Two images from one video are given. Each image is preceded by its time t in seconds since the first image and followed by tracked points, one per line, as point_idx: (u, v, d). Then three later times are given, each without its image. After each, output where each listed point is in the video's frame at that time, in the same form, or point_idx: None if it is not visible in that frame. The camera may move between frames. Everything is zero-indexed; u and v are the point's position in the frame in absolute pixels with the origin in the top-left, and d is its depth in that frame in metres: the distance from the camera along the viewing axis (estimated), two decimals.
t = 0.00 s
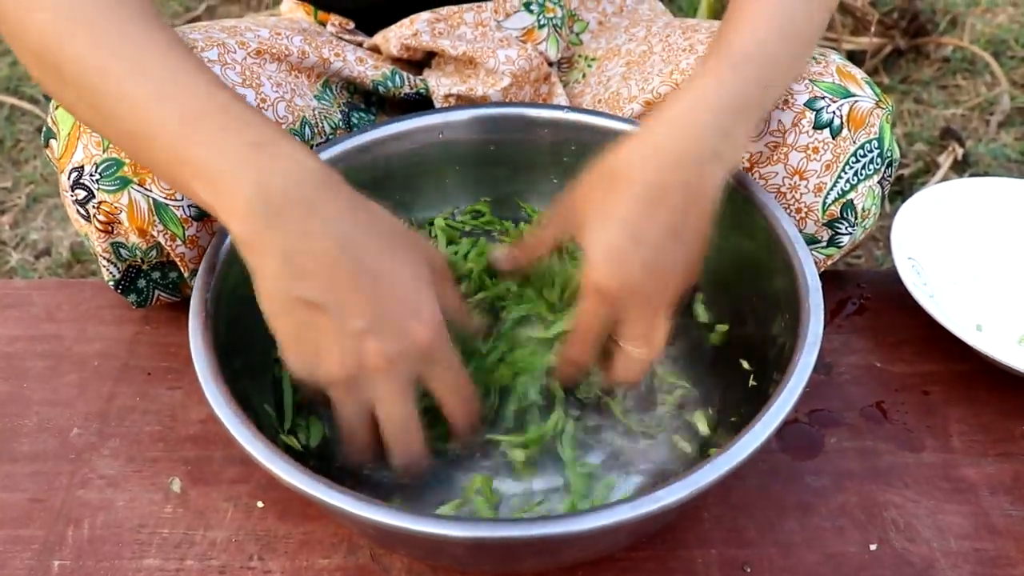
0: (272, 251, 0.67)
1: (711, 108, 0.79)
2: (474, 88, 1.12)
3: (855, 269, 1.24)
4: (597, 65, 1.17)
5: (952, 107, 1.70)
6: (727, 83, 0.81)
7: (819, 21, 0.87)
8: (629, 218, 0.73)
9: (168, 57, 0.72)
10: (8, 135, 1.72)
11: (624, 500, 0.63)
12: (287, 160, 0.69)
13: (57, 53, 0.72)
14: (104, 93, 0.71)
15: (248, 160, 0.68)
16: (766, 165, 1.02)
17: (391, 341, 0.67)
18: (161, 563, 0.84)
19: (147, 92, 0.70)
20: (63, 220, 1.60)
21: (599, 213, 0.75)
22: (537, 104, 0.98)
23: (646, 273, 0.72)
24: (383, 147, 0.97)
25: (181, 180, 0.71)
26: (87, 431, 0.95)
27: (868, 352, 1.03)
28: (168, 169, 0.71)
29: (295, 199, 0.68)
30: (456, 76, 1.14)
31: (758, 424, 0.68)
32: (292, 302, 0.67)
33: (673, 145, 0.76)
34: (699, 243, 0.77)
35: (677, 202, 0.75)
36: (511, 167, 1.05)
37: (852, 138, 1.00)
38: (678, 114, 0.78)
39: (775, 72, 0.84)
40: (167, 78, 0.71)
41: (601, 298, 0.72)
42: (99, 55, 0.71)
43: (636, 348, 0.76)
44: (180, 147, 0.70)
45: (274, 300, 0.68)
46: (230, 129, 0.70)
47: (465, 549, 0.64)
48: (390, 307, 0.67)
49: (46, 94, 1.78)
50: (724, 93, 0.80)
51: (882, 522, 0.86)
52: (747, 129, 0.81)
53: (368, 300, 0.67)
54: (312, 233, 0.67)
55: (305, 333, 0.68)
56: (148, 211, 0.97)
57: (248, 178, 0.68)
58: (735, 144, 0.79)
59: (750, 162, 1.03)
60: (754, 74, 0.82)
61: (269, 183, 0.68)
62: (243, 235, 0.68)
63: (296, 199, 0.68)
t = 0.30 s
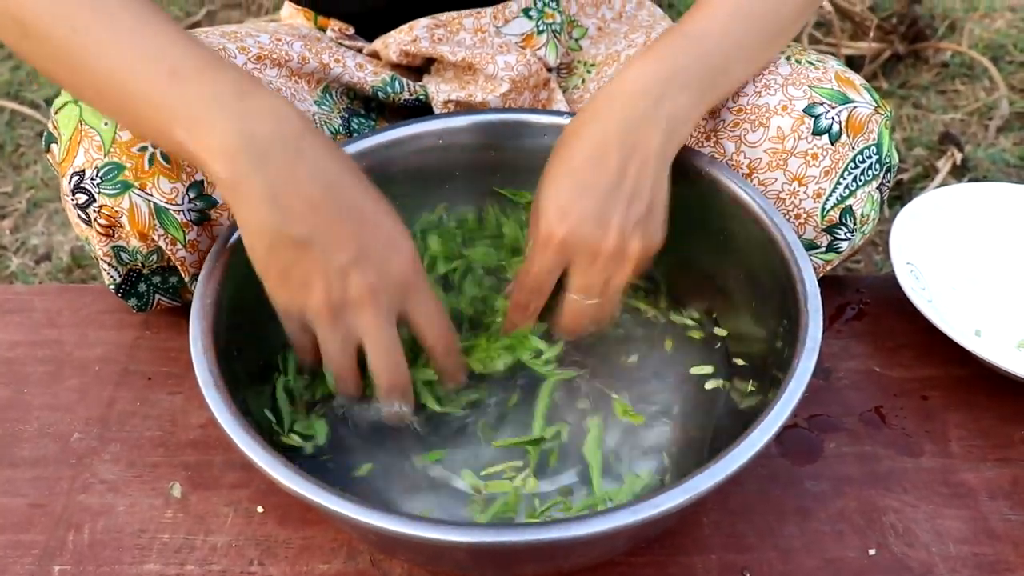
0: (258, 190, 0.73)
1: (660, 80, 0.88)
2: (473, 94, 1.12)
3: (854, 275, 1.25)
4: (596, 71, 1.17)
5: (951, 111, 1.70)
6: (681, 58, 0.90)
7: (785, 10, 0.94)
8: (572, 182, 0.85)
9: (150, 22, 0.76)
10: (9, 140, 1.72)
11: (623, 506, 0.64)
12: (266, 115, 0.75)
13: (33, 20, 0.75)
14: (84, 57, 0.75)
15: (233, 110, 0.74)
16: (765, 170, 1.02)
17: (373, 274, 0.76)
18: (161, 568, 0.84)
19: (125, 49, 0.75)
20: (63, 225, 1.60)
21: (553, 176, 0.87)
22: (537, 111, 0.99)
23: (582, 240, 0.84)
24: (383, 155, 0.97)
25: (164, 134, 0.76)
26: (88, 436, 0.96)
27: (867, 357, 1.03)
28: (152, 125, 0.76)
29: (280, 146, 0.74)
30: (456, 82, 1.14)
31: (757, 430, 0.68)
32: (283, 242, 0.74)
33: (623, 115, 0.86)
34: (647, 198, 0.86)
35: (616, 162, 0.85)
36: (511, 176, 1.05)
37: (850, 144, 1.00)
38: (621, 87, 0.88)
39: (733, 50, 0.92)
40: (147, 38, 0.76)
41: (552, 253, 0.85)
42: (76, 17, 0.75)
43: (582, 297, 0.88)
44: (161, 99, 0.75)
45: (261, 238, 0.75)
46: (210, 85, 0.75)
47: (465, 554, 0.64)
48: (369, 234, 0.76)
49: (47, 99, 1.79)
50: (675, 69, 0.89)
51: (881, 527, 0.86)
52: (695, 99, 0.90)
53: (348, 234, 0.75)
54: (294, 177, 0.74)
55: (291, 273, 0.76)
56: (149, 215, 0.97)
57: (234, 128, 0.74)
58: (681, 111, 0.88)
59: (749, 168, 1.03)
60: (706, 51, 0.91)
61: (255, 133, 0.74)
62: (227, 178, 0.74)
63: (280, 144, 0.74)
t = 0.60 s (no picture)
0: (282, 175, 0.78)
1: (634, 79, 0.93)
2: (474, 99, 1.13)
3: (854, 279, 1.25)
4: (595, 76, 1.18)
5: (950, 115, 1.70)
6: (654, 55, 0.94)
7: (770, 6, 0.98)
8: (557, 186, 0.89)
9: (169, 20, 0.81)
10: (9, 144, 1.72)
11: (623, 510, 0.64)
12: (287, 101, 0.80)
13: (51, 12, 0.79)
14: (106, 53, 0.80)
15: (255, 98, 0.79)
16: (765, 176, 1.02)
17: (399, 251, 0.82)
18: (161, 573, 0.84)
19: (149, 44, 0.79)
20: (63, 229, 1.60)
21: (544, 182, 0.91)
22: (538, 116, 0.99)
23: (576, 242, 0.87)
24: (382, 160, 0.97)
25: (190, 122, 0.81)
26: (88, 440, 0.96)
27: (867, 361, 1.03)
28: (177, 116, 0.81)
29: (302, 134, 0.79)
30: (456, 87, 1.15)
31: (756, 435, 0.68)
32: (308, 226, 0.79)
33: (597, 117, 0.90)
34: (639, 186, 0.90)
35: (592, 160, 0.89)
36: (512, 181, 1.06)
37: (850, 148, 1.01)
38: (596, 90, 0.92)
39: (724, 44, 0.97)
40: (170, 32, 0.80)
41: (549, 257, 0.88)
42: (99, 7, 0.79)
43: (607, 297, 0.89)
44: (187, 88, 0.80)
45: (288, 223, 0.79)
46: (232, 73, 0.80)
47: (466, 558, 0.64)
48: (388, 216, 0.82)
49: (47, 103, 1.79)
50: (647, 66, 0.94)
51: (881, 530, 0.86)
52: (669, 90, 0.94)
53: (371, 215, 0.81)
54: (318, 160, 0.79)
55: (320, 252, 0.81)
56: (149, 219, 0.97)
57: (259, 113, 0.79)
58: (658, 103, 0.93)
59: (749, 172, 1.03)
60: (688, 45, 0.95)
61: (279, 120, 0.79)
62: (251, 164, 0.78)
63: (300, 131, 0.79)
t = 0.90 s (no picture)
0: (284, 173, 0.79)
1: (636, 53, 0.94)
2: (473, 100, 1.12)
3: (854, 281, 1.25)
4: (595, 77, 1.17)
5: (950, 116, 1.70)
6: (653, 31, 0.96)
7: None
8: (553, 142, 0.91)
9: (164, 22, 0.82)
10: (9, 145, 1.72)
11: (622, 511, 0.64)
12: (279, 104, 0.82)
13: (49, 18, 0.80)
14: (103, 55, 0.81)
15: (248, 101, 0.81)
16: (764, 177, 1.02)
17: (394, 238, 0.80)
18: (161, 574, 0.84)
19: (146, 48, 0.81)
20: (63, 230, 1.60)
21: (534, 136, 0.92)
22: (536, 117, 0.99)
23: (565, 201, 0.90)
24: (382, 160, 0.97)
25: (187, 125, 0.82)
26: (88, 441, 0.96)
27: (867, 361, 1.03)
28: (171, 117, 0.82)
29: (297, 131, 0.81)
30: (456, 88, 1.14)
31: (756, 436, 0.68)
32: (308, 213, 0.78)
33: (599, 85, 0.93)
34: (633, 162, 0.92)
35: (590, 123, 0.91)
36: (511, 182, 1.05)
37: (849, 150, 1.01)
38: (597, 62, 0.94)
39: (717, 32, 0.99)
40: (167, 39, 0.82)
41: (538, 216, 0.91)
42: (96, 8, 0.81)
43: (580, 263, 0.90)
44: (185, 93, 0.81)
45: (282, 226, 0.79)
46: (228, 77, 0.82)
47: (465, 559, 0.64)
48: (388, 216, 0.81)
49: (47, 104, 1.79)
50: (649, 39, 0.95)
51: (881, 531, 0.86)
52: (670, 65, 0.96)
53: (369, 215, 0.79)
54: (312, 158, 0.80)
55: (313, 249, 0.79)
56: (148, 220, 0.97)
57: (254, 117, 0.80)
58: (655, 77, 0.94)
59: (749, 173, 1.02)
60: (688, 23, 0.97)
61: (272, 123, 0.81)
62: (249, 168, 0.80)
63: (296, 131, 0.81)
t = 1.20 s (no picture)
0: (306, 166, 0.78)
1: (618, 84, 0.91)
2: (473, 100, 1.12)
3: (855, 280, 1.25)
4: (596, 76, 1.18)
5: (950, 116, 1.70)
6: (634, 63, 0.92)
7: None
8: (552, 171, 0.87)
9: (183, 21, 0.79)
10: (9, 144, 1.72)
11: (623, 510, 0.64)
12: (296, 99, 0.79)
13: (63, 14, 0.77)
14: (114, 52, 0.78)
15: (264, 101, 0.78)
16: (765, 176, 1.02)
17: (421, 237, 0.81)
18: (161, 573, 0.84)
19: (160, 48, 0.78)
20: (63, 229, 1.60)
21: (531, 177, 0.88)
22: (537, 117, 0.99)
23: (552, 223, 0.86)
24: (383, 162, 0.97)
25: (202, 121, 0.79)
26: (88, 440, 0.96)
27: (867, 361, 1.03)
28: (190, 121, 0.80)
29: (316, 131, 0.79)
30: (456, 87, 1.14)
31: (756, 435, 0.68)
32: (336, 221, 0.79)
33: (588, 119, 0.88)
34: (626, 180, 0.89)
35: (579, 154, 0.87)
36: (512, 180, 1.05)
37: (850, 148, 1.01)
38: (582, 99, 0.90)
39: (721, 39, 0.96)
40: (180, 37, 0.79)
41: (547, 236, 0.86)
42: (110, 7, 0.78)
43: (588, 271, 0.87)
44: (199, 94, 0.78)
45: (306, 222, 0.80)
46: (245, 73, 0.79)
47: (465, 559, 0.64)
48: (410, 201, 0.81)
49: (47, 103, 1.79)
50: (635, 66, 0.92)
51: (881, 531, 0.86)
52: (659, 94, 0.92)
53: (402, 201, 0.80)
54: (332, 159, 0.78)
55: (347, 252, 0.82)
56: (149, 219, 0.97)
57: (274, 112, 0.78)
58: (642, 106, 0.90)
59: (749, 172, 1.03)
60: (675, 47, 0.94)
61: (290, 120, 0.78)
62: (270, 168, 0.78)
63: (314, 132, 0.79)
